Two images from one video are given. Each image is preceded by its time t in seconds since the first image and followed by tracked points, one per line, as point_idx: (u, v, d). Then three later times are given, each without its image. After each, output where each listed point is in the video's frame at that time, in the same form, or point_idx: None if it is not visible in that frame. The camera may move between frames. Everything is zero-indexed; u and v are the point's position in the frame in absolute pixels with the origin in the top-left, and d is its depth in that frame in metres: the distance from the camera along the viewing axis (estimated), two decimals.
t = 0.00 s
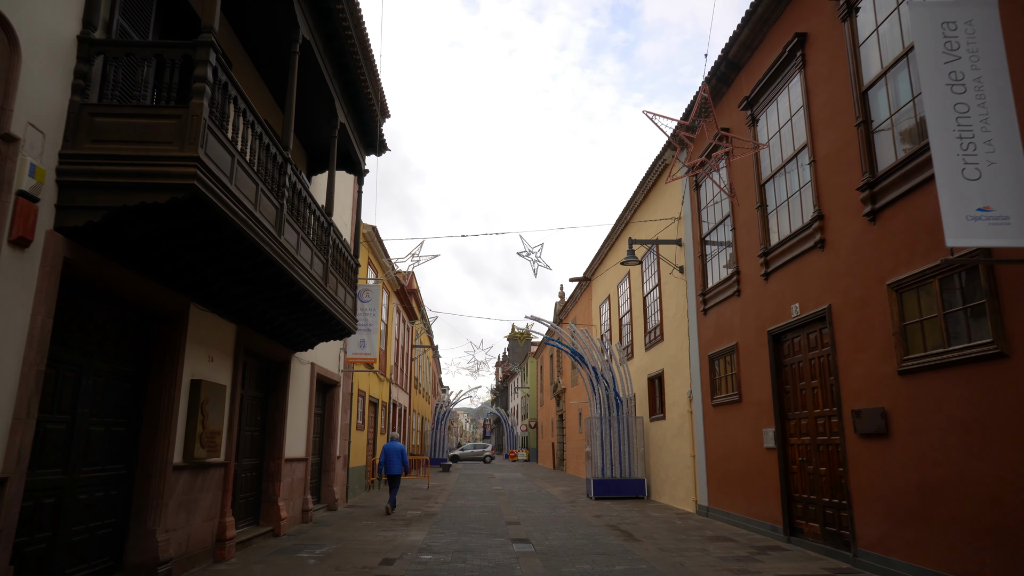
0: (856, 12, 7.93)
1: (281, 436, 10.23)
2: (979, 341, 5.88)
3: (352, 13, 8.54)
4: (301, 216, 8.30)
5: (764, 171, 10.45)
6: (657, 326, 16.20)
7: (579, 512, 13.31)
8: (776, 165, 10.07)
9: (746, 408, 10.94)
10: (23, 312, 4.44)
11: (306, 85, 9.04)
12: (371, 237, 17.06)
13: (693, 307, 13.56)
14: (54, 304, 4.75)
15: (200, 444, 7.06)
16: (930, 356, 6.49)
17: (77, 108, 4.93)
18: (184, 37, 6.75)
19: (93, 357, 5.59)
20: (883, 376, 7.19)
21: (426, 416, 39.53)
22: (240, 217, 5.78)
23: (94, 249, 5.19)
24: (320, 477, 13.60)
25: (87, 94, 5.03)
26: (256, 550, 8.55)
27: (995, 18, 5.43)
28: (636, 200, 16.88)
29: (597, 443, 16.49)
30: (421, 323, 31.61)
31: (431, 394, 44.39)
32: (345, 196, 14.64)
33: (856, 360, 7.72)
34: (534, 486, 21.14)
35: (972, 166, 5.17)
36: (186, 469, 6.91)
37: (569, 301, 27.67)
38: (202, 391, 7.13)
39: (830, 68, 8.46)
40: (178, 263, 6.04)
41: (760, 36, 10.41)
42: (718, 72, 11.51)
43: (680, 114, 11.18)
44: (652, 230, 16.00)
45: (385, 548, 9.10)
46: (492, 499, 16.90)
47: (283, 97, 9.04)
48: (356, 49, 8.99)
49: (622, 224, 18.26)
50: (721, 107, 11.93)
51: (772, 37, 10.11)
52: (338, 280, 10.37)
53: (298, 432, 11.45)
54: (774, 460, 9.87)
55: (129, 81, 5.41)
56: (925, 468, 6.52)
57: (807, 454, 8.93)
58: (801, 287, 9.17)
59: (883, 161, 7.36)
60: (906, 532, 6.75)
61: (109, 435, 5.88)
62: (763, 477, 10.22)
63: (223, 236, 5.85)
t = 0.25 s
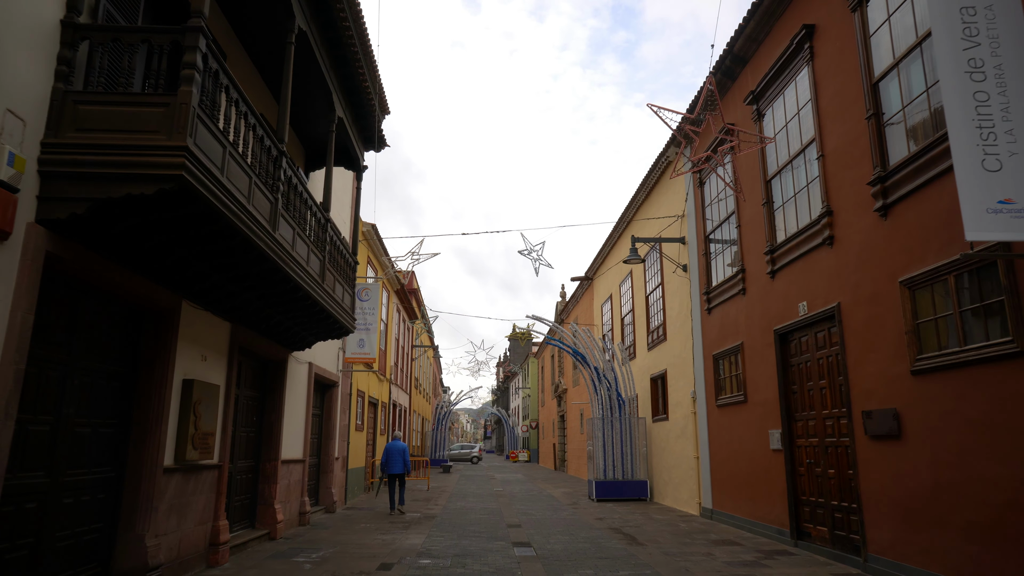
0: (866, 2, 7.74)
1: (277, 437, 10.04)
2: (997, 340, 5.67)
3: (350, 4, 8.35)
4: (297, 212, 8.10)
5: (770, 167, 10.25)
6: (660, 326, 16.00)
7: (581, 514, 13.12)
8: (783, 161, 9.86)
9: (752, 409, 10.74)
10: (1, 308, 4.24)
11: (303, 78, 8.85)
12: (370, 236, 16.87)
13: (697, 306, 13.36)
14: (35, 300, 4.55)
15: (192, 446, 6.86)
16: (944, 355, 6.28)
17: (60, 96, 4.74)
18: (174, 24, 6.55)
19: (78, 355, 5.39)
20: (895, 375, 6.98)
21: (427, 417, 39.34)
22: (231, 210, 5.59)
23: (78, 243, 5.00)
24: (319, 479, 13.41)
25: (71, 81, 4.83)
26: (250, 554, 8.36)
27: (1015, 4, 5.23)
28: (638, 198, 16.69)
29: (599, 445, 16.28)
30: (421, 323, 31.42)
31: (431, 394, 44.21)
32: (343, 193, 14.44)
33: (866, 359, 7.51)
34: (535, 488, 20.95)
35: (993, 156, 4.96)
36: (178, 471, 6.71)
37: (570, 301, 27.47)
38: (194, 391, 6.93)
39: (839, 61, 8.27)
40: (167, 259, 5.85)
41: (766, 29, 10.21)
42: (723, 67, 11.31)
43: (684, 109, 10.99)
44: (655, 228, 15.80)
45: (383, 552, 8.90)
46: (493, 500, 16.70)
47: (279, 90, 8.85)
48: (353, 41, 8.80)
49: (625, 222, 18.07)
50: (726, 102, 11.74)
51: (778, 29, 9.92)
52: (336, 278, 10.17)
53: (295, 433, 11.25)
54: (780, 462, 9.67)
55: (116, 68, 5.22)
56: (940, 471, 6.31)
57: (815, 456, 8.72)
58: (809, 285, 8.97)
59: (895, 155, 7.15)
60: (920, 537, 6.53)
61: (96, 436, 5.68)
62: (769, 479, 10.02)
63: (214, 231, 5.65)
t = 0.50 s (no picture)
0: None
1: (269, 438, 9.80)
2: (1013, 336, 5.45)
3: None
4: (287, 206, 7.87)
5: (774, 161, 10.03)
6: (660, 324, 15.78)
7: (580, 516, 12.89)
8: (786, 155, 9.64)
9: (755, 408, 10.52)
10: None
11: (294, 69, 8.61)
12: (366, 233, 16.63)
13: (698, 304, 13.14)
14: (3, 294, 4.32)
15: (178, 447, 6.62)
16: (957, 352, 6.05)
17: (31, 80, 4.47)
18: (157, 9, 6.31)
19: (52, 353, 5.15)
20: (904, 373, 6.77)
21: (425, 417, 39.11)
22: (215, 202, 5.36)
23: (51, 235, 4.76)
24: (313, 480, 13.19)
25: (43, 65, 4.57)
26: (240, 558, 8.12)
27: None
28: (638, 195, 16.46)
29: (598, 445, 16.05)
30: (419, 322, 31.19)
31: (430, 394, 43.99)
32: (338, 190, 14.21)
33: (874, 356, 7.29)
34: (534, 488, 20.72)
35: (1012, 143, 4.73)
36: (162, 473, 6.48)
37: (569, 300, 27.26)
38: (180, 390, 6.70)
39: (844, 50, 8.04)
40: (149, 252, 5.63)
41: (769, 20, 9.98)
42: (724, 59, 11.08)
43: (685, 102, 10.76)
44: (655, 225, 15.57)
45: (377, 556, 8.67)
46: (490, 501, 16.47)
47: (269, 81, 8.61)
48: (346, 31, 8.57)
49: (624, 220, 17.85)
50: (727, 96, 11.51)
51: (782, 20, 9.69)
52: (329, 275, 9.94)
53: (288, 433, 11.02)
54: (784, 463, 9.44)
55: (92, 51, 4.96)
56: (952, 471, 6.09)
57: (821, 456, 8.50)
58: (814, 281, 8.74)
59: (905, 145, 6.92)
60: (930, 540, 6.32)
61: (74, 438, 5.44)
62: (772, 480, 9.79)
63: (197, 223, 5.42)
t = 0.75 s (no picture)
0: None
1: (261, 436, 9.61)
2: None
3: None
4: (278, 197, 7.68)
5: (776, 153, 9.84)
6: (659, 321, 15.59)
7: (578, 515, 12.71)
8: (788, 146, 9.45)
9: (756, 405, 10.33)
10: None
11: (285, 57, 8.42)
12: (362, 229, 16.44)
13: (698, 300, 12.96)
14: None
15: (163, 445, 6.43)
16: (966, 345, 5.86)
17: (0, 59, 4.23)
18: None
19: (22, 345, 4.95)
20: (911, 367, 6.58)
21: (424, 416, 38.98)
22: (198, 189, 5.16)
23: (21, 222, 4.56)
24: (308, 479, 13.00)
25: (14, 43, 4.32)
26: (230, 559, 7.93)
27: None
28: (637, 190, 16.27)
29: (597, 443, 15.88)
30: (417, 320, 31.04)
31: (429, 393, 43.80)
32: (333, 185, 14.01)
33: (879, 351, 7.11)
34: (532, 487, 20.54)
35: None
36: (146, 472, 6.28)
37: (568, 297, 27.09)
38: (165, 386, 6.50)
39: (848, 37, 7.85)
40: (130, 241, 5.43)
41: (771, 8, 9.79)
42: (725, 50, 10.89)
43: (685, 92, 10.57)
44: (654, 220, 15.38)
45: (370, 556, 8.48)
46: (488, 500, 16.29)
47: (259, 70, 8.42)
48: (338, 19, 8.37)
49: (624, 215, 17.66)
50: (728, 88, 11.32)
51: (784, 8, 9.50)
52: (322, 269, 9.74)
53: (281, 431, 10.82)
54: (786, 460, 9.26)
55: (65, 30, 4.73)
56: (961, 468, 5.90)
57: (824, 453, 8.31)
58: (817, 274, 8.55)
59: (911, 133, 6.73)
60: (939, 539, 6.13)
61: (51, 435, 5.24)
62: (774, 478, 9.60)
63: (179, 211, 5.22)
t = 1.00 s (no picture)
0: None
1: (254, 438, 9.40)
2: None
3: None
4: (268, 192, 7.47)
5: (780, 147, 9.63)
6: (660, 320, 15.39)
7: (578, 518, 12.49)
8: (792, 140, 9.24)
9: (759, 405, 10.12)
10: None
11: (277, 49, 8.22)
12: (360, 228, 16.24)
13: (700, 299, 12.75)
14: None
15: (148, 447, 6.22)
16: (980, 343, 5.65)
17: None
18: None
19: None
20: (921, 366, 6.36)
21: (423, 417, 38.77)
22: (182, 181, 4.96)
23: None
24: (304, 481, 12.79)
25: None
26: (220, 564, 7.72)
27: None
28: (638, 187, 16.07)
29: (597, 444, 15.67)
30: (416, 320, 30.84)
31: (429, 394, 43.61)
32: (329, 182, 13.81)
33: (887, 350, 6.90)
34: (532, 489, 20.32)
35: None
36: (131, 475, 6.07)
37: (568, 297, 26.89)
38: (151, 386, 6.29)
39: (854, 27, 7.64)
40: (111, 235, 5.23)
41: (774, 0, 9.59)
42: (727, 43, 10.69)
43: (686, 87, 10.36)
44: (655, 218, 15.17)
45: (365, 560, 8.27)
46: (487, 502, 16.08)
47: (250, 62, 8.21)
48: (332, 10, 8.17)
49: (624, 213, 17.46)
50: (730, 82, 11.12)
51: None
52: (316, 267, 9.53)
53: (275, 432, 10.62)
54: (790, 462, 9.05)
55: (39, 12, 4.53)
56: (974, 471, 5.68)
57: (830, 455, 8.10)
58: (823, 271, 8.33)
59: (920, 125, 6.52)
60: (952, 545, 5.91)
61: (29, 438, 5.03)
62: (778, 480, 9.39)
63: (161, 204, 5.02)
